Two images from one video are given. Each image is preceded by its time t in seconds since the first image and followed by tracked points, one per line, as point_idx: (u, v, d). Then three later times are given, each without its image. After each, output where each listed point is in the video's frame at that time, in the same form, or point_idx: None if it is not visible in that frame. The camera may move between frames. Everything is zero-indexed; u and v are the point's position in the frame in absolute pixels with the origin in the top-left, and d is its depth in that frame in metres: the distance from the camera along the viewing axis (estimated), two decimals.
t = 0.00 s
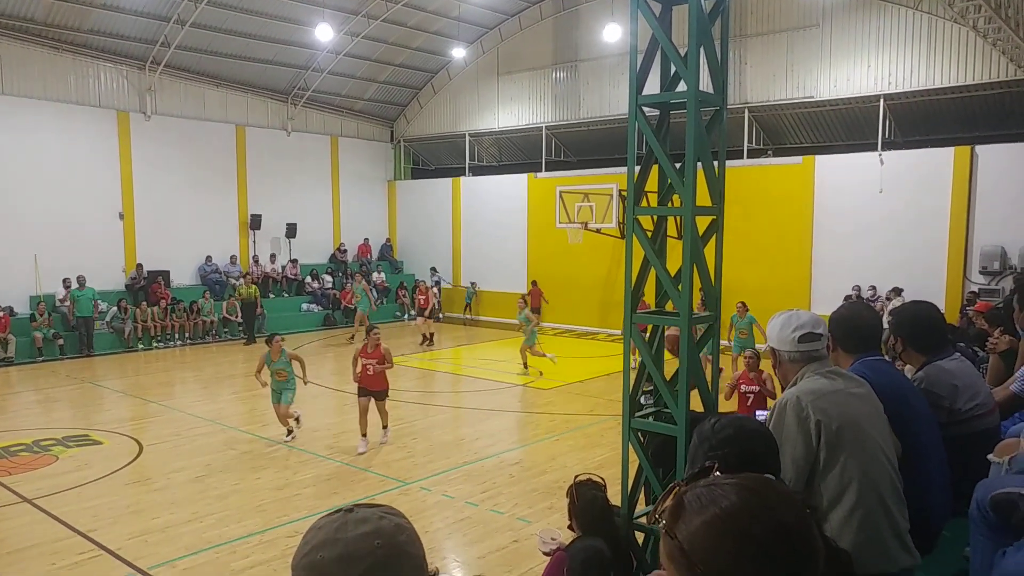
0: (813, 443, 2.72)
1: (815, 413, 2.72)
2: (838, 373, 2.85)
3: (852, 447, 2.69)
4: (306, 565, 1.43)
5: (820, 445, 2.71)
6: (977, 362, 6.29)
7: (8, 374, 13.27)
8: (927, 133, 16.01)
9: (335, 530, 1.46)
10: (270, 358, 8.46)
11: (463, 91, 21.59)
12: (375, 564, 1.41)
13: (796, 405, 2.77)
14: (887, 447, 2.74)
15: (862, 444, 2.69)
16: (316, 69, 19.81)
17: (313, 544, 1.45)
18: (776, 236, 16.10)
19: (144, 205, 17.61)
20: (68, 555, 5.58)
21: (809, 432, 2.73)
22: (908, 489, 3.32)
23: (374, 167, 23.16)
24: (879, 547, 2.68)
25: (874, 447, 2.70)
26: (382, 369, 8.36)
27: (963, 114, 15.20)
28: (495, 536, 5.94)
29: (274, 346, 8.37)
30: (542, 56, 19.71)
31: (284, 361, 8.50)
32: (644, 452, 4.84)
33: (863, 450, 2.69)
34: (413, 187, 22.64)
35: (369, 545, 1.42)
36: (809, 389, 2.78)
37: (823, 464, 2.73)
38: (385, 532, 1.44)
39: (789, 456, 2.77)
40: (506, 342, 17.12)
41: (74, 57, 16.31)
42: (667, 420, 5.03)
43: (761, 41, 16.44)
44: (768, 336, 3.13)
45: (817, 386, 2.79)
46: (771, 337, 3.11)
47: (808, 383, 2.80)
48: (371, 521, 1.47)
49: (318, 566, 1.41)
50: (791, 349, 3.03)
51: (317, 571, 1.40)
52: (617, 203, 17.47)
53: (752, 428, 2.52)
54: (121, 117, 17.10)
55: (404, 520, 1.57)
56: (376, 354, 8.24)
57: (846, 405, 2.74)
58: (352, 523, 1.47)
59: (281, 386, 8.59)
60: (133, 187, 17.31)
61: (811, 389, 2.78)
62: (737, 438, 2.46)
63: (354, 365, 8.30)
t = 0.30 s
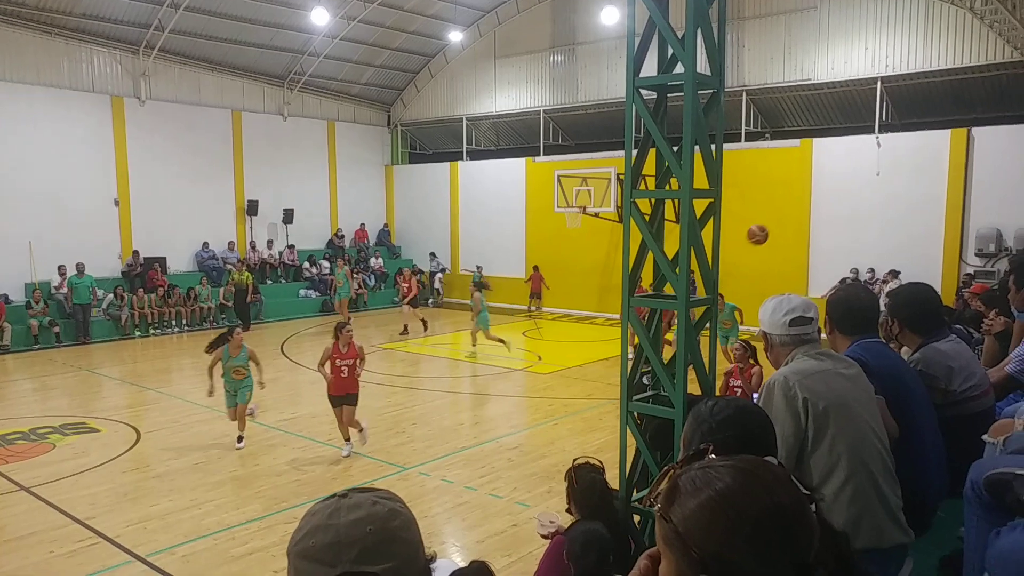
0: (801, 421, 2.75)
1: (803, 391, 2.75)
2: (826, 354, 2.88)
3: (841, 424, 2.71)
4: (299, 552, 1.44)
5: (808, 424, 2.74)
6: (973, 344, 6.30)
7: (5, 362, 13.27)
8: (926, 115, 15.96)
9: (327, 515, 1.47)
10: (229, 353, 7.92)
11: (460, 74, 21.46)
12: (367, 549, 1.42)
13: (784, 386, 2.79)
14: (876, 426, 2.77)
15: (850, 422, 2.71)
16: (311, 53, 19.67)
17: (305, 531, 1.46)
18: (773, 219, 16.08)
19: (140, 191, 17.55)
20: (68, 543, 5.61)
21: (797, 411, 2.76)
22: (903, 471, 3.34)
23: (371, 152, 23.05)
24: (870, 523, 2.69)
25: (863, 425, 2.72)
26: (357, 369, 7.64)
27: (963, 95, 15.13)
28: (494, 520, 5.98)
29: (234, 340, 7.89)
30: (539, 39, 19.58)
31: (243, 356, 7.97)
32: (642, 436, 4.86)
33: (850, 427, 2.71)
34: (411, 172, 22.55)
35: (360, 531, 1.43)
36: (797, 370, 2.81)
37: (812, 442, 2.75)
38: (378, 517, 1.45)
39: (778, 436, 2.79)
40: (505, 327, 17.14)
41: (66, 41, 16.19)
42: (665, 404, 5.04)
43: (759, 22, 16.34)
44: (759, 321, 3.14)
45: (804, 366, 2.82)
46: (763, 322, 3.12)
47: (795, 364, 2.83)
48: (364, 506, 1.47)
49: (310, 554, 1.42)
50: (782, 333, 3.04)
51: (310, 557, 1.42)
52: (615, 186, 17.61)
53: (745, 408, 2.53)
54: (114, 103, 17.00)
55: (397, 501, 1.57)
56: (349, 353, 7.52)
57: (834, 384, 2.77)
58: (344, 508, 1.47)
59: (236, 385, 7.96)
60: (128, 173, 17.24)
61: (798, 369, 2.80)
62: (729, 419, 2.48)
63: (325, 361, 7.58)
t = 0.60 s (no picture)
0: (787, 405, 2.77)
1: (788, 375, 2.77)
2: (813, 340, 2.90)
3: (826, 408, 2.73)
4: (284, 543, 1.44)
5: (795, 407, 2.76)
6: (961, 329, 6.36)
7: None
8: (915, 101, 15.99)
9: (311, 505, 1.48)
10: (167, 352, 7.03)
11: (450, 61, 21.35)
12: (351, 538, 1.43)
13: (769, 369, 2.81)
14: (862, 409, 2.79)
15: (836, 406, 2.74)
16: (300, 41, 19.52)
17: (290, 522, 1.47)
18: (764, 206, 16.11)
19: (128, 180, 17.42)
20: (58, 533, 5.61)
21: (783, 394, 2.78)
22: (893, 457, 3.37)
23: (361, 139, 22.93)
24: (858, 505, 2.71)
25: (849, 408, 2.75)
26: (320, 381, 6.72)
27: (952, 82, 15.18)
28: (486, 507, 6.01)
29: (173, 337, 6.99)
30: (529, 26, 19.49)
31: (184, 356, 7.08)
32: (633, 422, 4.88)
33: (836, 410, 2.73)
34: (401, 160, 22.46)
35: (345, 521, 1.44)
36: (782, 354, 2.83)
37: (798, 426, 2.77)
38: (363, 507, 1.46)
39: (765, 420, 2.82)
40: (496, 315, 17.16)
41: (52, 29, 16.00)
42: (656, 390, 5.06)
43: (749, 8, 16.30)
44: (747, 308, 3.16)
45: (790, 351, 2.84)
46: (751, 310, 3.14)
47: (781, 349, 2.85)
48: (349, 496, 1.48)
49: (295, 544, 1.43)
50: (769, 320, 3.06)
51: (294, 547, 1.43)
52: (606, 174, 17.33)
53: (731, 393, 2.55)
54: (101, 91, 16.84)
55: (382, 490, 1.58)
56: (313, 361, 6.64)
57: (819, 369, 2.79)
58: (329, 497, 1.48)
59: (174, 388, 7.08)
60: (116, 162, 17.10)
61: (784, 354, 2.83)
62: (717, 405, 2.49)
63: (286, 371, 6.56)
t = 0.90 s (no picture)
0: (783, 399, 2.79)
1: (784, 368, 2.79)
2: (810, 334, 2.91)
3: (822, 402, 2.75)
4: (277, 539, 1.44)
5: (790, 401, 2.78)
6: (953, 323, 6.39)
7: None
8: (908, 97, 16.06)
9: (303, 500, 1.48)
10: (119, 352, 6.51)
11: (444, 56, 21.29)
12: (343, 534, 1.43)
13: (765, 363, 2.83)
14: (858, 403, 2.81)
15: (831, 400, 2.75)
16: (293, 36, 19.44)
17: (282, 517, 1.47)
18: (757, 201, 16.14)
19: (120, 176, 17.34)
20: (50, 530, 5.59)
21: (779, 389, 2.80)
22: (883, 450, 3.39)
23: (355, 134, 22.87)
24: (853, 499, 2.73)
25: (845, 403, 2.76)
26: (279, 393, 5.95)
27: (944, 77, 15.23)
28: (480, 503, 6.02)
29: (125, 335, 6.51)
30: (523, 22, 19.46)
31: (139, 357, 6.56)
32: (627, 417, 4.88)
33: (832, 404, 2.75)
34: (395, 155, 22.41)
35: (336, 517, 1.44)
36: (779, 348, 2.85)
37: (793, 420, 2.79)
38: (354, 502, 1.46)
39: (761, 414, 2.84)
40: (490, 310, 17.16)
41: (43, 23, 15.91)
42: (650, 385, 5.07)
43: (743, 4, 16.33)
44: (744, 301, 3.17)
45: (786, 345, 2.86)
46: (748, 303, 3.15)
47: (777, 342, 2.87)
48: (340, 491, 1.48)
49: (286, 541, 1.43)
50: (766, 314, 3.07)
51: (286, 543, 1.43)
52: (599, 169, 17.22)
53: (727, 388, 2.57)
54: (93, 86, 16.76)
55: (376, 486, 1.58)
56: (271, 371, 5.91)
57: (816, 363, 2.81)
58: (321, 493, 1.48)
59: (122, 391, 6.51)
60: (108, 158, 17.02)
61: (780, 347, 2.84)
62: (713, 398, 2.51)
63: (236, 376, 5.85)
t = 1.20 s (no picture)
0: (775, 399, 2.81)
1: (777, 370, 2.80)
2: (802, 333, 2.93)
3: (815, 403, 2.77)
4: (273, 539, 1.45)
5: (783, 401, 2.80)
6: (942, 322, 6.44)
7: None
8: (896, 97, 16.18)
9: (302, 500, 1.48)
10: (62, 374, 5.88)
11: (434, 57, 21.28)
12: (341, 534, 1.44)
13: (758, 363, 2.85)
14: (848, 402, 2.83)
15: (823, 401, 2.77)
16: (283, 37, 19.39)
17: (279, 517, 1.47)
18: (748, 200, 16.22)
19: (109, 177, 17.24)
20: (41, 533, 5.57)
21: (772, 389, 2.81)
22: (873, 449, 3.42)
23: (345, 135, 22.83)
24: (843, 498, 2.77)
25: (835, 403, 2.78)
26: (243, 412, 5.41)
27: (932, 77, 15.36)
28: (473, 503, 6.03)
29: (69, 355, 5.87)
30: (513, 22, 19.48)
31: (84, 378, 5.92)
32: (619, 417, 4.89)
33: (823, 405, 2.77)
34: (386, 155, 22.39)
35: (335, 517, 1.45)
36: (771, 348, 2.86)
37: (786, 420, 2.81)
38: (352, 503, 1.47)
39: (754, 414, 2.85)
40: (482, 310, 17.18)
41: (32, 24, 15.82)
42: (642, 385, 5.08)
43: (733, 4, 16.40)
44: (737, 300, 3.19)
45: (778, 345, 2.87)
46: (739, 302, 3.17)
47: (770, 342, 2.88)
48: (337, 491, 1.49)
49: (285, 541, 1.43)
50: (758, 313, 3.09)
51: (284, 543, 1.43)
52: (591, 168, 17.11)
53: (720, 387, 2.58)
54: (83, 87, 16.68)
55: (372, 487, 1.59)
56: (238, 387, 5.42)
57: (808, 363, 2.82)
58: (318, 493, 1.49)
59: (69, 417, 5.88)
60: (97, 159, 16.92)
61: (773, 348, 2.86)
62: (706, 398, 2.52)
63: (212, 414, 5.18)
